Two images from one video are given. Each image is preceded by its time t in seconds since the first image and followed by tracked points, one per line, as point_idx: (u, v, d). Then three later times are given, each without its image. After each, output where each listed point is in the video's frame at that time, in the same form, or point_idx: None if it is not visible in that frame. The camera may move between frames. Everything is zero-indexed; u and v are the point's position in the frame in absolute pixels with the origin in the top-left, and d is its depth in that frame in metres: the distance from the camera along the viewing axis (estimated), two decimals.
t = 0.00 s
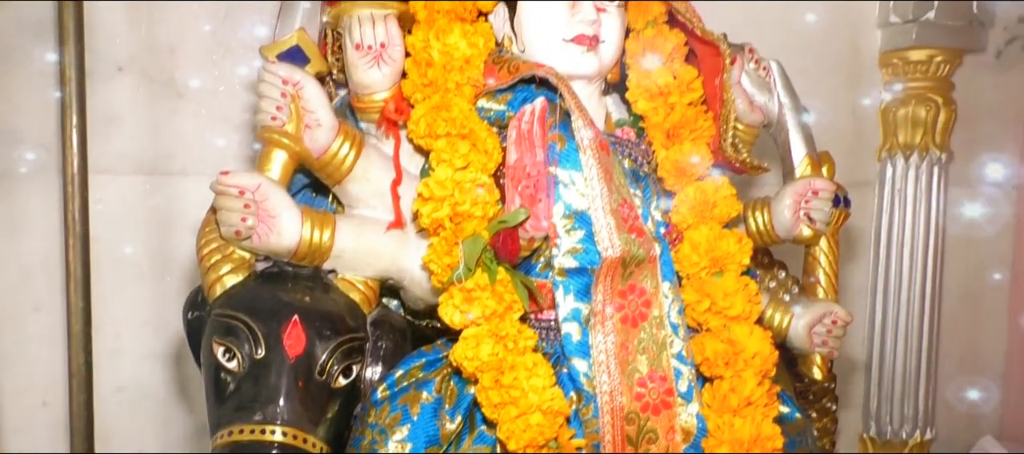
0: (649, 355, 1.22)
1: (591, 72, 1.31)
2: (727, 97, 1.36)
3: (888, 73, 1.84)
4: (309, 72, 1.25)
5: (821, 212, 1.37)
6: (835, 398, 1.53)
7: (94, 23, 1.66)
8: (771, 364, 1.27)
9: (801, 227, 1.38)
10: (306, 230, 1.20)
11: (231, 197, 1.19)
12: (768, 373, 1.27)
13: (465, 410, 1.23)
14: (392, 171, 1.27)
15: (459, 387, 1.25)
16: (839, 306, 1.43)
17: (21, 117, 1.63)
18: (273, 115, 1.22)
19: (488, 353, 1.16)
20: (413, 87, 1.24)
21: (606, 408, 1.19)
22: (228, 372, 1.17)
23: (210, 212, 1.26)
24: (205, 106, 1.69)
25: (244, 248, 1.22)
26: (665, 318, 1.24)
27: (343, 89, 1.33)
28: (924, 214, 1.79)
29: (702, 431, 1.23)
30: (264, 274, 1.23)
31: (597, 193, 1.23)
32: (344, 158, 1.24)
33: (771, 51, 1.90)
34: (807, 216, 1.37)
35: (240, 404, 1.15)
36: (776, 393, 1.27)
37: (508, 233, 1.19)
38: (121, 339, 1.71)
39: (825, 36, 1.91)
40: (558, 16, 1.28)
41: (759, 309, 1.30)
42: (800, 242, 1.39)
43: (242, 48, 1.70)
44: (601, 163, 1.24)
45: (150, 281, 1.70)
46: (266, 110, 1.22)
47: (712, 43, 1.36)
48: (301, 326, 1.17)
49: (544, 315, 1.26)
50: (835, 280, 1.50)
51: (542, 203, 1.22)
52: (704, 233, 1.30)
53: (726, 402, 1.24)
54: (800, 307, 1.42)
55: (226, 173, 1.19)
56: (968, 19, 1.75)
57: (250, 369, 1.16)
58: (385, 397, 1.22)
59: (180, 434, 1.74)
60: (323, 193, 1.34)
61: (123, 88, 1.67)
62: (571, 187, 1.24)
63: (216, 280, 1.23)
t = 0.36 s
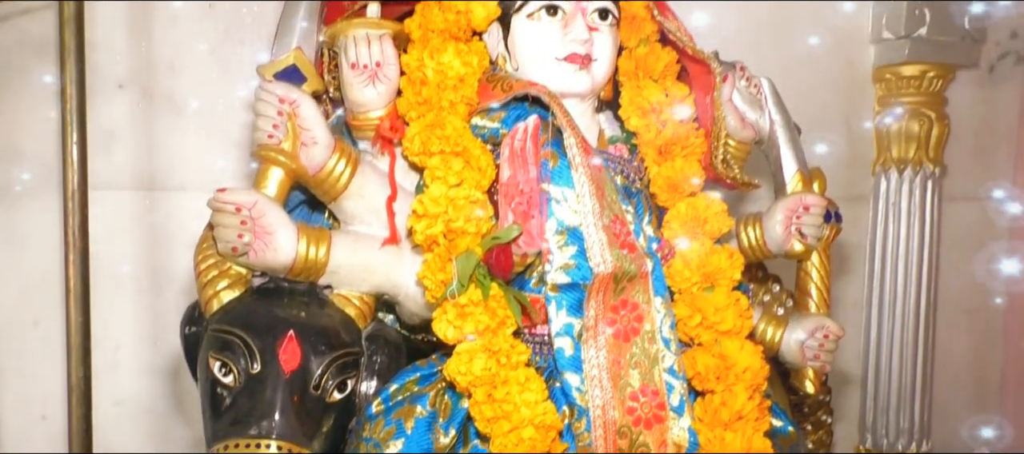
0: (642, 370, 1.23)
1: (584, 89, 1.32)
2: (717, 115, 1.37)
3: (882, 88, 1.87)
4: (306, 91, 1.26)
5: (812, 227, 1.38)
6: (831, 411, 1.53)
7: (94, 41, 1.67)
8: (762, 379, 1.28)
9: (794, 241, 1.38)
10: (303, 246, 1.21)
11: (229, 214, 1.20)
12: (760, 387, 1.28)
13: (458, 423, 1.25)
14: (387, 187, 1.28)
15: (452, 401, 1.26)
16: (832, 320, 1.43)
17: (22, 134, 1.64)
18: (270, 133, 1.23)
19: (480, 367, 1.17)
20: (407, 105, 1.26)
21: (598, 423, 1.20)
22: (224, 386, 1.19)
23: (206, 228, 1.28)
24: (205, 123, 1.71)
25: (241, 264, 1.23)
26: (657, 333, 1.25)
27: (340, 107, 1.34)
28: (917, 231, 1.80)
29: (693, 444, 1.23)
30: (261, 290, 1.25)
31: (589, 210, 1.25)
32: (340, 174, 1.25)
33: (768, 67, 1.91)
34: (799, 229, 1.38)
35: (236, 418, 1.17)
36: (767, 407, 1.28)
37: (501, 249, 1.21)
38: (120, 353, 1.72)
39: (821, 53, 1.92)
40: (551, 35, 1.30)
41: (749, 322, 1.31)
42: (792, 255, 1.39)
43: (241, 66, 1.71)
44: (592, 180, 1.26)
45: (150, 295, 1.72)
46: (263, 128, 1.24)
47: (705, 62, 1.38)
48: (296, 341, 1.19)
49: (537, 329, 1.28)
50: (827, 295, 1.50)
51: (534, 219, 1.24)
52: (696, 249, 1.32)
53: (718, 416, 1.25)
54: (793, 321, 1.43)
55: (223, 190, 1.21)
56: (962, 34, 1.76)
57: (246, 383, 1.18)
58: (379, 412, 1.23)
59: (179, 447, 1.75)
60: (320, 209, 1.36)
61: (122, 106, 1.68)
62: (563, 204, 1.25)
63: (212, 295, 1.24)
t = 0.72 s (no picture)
0: (633, 385, 1.24)
1: (577, 109, 1.34)
2: (709, 133, 1.39)
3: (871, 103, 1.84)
4: (302, 110, 1.27)
5: (803, 244, 1.39)
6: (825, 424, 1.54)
7: (95, 58, 1.66)
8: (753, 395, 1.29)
9: (785, 259, 1.40)
10: (298, 263, 1.23)
11: (225, 231, 1.21)
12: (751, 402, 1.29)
13: (452, 439, 1.26)
14: (383, 205, 1.30)
15: (447, 416, 1.28)
16: (823, 336, 1.45)
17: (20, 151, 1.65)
18: (267, 152, 1.25)
19: (473, 383, 1.19)
20: (403, 124, 1.28)
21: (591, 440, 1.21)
22: (220, 402, 1.20)
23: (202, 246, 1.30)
24: (203, 139, 1.72)
25: (237, 281, 1.25)
26: (649, 349, 1.26)
27: (336, 126, 1.36)
28: (910, 244, 1.82)
29: None
30: (257, 307, 1.26)
31: (581, 228, 1.26)
32: (336, 193, 1.26)
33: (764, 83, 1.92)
34: (790, 247, 1.39)
35: (232, 434, 1.18)
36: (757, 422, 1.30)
37: (495, 266, 1.22)
38: (116, 368, 1.72)
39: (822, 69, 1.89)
40: (545, 55, 1.32)
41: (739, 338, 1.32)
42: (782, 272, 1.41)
43: (241, 82, 1.72)
44: (585, 199, 1.28)
45: (147, 311, 1.72)
46: (260, 147, 1.25)
47: (694, 81, 1.40)
48: (291, 357, 1.20)
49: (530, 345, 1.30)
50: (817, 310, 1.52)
51: (528, 237, 1.25)
52: (687, 266, 1.34)
53: (709, 432, 1.26)
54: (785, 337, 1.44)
55: (219, 208, 1.22)
56: (950, 53, 1.79)
57: (241, 400, 1.19)
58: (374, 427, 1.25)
59: None
60: (316, 226, 1.38)
61: (121, 123, 1.69)
62: (556, 222, 1.26)
63: (208, 312, 1.26)
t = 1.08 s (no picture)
0: (628, 402, 1.25)
1: (572, 129, 1.36)
2: (700, 153, 1.41)
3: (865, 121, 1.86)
4: (300, 131, 1.29)
5: (796, 262, 1.40)
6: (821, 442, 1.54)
7: (97, 78, 1.69)
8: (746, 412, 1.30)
9: (778, 276, 1.41)
10: (297, 282, 1.24)
11: (224, 251, 1.22)
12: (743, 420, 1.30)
13: None
14: (380, 224, 1.32)
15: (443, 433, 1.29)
16: (816, 353, 1.45)
17: (22, 169, 1.65)
18: (266, 173, 1.27)
19: (469, 400, 1.21)
20: (400, 144, 1.29)
21: None
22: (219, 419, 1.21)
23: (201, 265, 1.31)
24: (203, 157, 1.74)
25: (237, 299, 1.26)
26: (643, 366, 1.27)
27: (334, 146, 1.38)
28: (904, 259, 1.82)
29: None
30: (255, 325, 1.28)
31: (575, 247, 1.28)
32: (334, 211, 1.28)
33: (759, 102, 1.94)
34: (783, 264, 1.40)
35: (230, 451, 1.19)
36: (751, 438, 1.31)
37: (490, 285, 1.24)
38: (117, 385, 1.73)
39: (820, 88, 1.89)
40: (540, 76, 1.34)
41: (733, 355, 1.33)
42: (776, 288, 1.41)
43: (241, 102, 1.74)
44: (580, 218, 1.29)
45: (147, 328, 1.73)
46: (258, 168, 1.27)
47: (688, 102, 1.42)
48: (288, 374, 1.21)
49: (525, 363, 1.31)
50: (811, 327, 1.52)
51: (523, 256, 1.27)
52: (681, 284, 1.35)
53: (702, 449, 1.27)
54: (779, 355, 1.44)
55: (218, 228, 1.23)
56: (944, 70, 1.80)
57: (239, 417, 1.20)
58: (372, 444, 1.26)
59: None
60: (314, 245, 1.40)
61: (122, 143, 1.71)
62: (551, 241, 1.28)
63: (207, 330, 1.27)
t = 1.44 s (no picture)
0: (625, 422, 1.27)
1: (569, 150, 1.37)
2: (696, 174, 1.43)
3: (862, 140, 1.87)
4: (301, 153, 1.30)
5: (790, 281, 1.41)
6: None
7: (99, 99, 1.69)
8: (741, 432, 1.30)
9: (773, 295, 1.42)
10: (297, 302, 1.25)
11: (226, 271, 1.24)
12: (738, 439, 1.31)
13: None
14: (379, 244, 1.33)
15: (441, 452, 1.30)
16: (812, 371, 1.45)
17: (22, 189, 1.63)
18: (267, 194, 1.29)
19: (467, 420, 1.22)
20: (398, 166, 1.31)
21: None
22: (219, 438, 1.23)
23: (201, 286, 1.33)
24: (204, 175, 1.75)
25: (238, 319, 1.27)
26: (639, 386, 1.30)
27: (334, 166, 1.39)
28: (900, 278, 1.84)
29: None
30: (254, 345, 1.28)
31: (572, 268, 1.30)
32: (333, 232, 1.29)
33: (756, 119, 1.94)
34: (779, 284, 1.41)
35: None
36: None
37: (489, 305, 1.26)
38: (117, 402, 1.73)
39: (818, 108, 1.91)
40: (537, 99, 1.36)
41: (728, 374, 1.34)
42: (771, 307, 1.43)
43: (241, 122, 1.75)
44: (576, 240, 1.31)
45: (147, 345, 1.73)
46: (260, 189, 1.29)
47: (683, 124, 1.44)
48: (287, 394, 1.22)
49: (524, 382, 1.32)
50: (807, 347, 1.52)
51: (520, 276, 1.29)
52: (676, 304, 1.36)
53: None
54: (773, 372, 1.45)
55: (220, 248, 1.25)
56: (938, 90, 1.81)
57: (239, 436, 1.21)
58: None
59: None
60: (314, 264, 1.41)
61: (124, 163, 1.71)
62: (548, 261, 1.30)
63: (208, 349, 1.29)
